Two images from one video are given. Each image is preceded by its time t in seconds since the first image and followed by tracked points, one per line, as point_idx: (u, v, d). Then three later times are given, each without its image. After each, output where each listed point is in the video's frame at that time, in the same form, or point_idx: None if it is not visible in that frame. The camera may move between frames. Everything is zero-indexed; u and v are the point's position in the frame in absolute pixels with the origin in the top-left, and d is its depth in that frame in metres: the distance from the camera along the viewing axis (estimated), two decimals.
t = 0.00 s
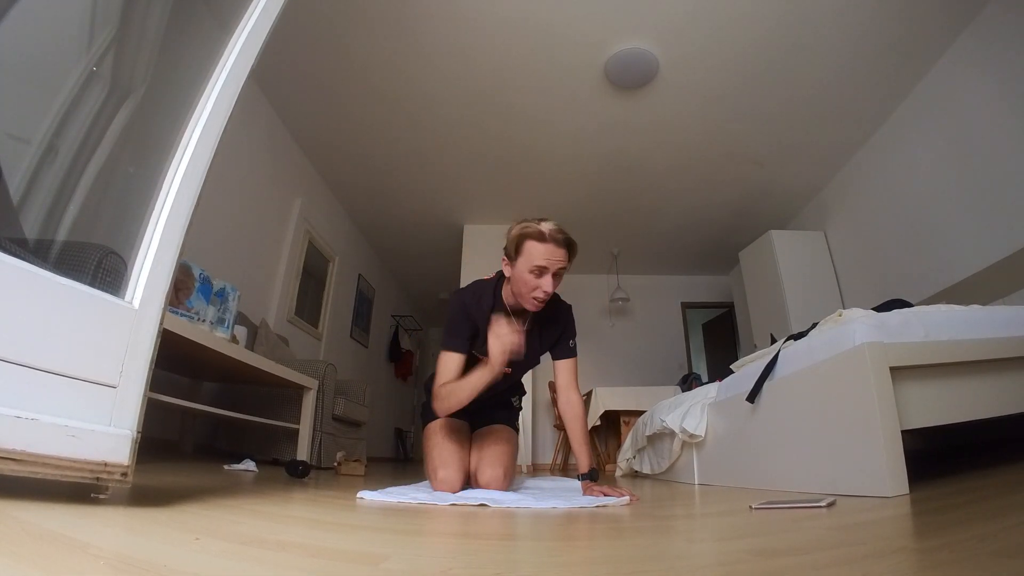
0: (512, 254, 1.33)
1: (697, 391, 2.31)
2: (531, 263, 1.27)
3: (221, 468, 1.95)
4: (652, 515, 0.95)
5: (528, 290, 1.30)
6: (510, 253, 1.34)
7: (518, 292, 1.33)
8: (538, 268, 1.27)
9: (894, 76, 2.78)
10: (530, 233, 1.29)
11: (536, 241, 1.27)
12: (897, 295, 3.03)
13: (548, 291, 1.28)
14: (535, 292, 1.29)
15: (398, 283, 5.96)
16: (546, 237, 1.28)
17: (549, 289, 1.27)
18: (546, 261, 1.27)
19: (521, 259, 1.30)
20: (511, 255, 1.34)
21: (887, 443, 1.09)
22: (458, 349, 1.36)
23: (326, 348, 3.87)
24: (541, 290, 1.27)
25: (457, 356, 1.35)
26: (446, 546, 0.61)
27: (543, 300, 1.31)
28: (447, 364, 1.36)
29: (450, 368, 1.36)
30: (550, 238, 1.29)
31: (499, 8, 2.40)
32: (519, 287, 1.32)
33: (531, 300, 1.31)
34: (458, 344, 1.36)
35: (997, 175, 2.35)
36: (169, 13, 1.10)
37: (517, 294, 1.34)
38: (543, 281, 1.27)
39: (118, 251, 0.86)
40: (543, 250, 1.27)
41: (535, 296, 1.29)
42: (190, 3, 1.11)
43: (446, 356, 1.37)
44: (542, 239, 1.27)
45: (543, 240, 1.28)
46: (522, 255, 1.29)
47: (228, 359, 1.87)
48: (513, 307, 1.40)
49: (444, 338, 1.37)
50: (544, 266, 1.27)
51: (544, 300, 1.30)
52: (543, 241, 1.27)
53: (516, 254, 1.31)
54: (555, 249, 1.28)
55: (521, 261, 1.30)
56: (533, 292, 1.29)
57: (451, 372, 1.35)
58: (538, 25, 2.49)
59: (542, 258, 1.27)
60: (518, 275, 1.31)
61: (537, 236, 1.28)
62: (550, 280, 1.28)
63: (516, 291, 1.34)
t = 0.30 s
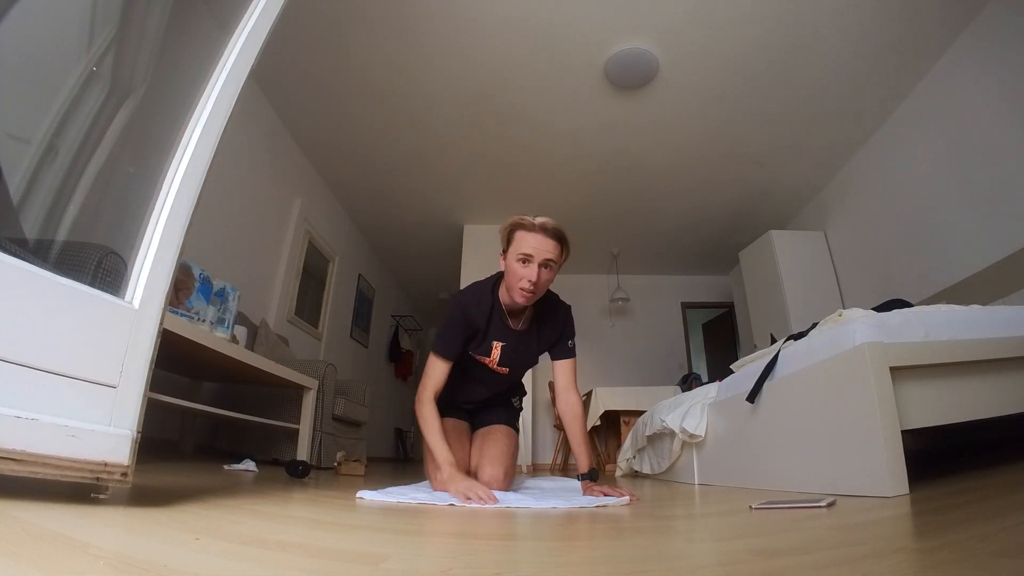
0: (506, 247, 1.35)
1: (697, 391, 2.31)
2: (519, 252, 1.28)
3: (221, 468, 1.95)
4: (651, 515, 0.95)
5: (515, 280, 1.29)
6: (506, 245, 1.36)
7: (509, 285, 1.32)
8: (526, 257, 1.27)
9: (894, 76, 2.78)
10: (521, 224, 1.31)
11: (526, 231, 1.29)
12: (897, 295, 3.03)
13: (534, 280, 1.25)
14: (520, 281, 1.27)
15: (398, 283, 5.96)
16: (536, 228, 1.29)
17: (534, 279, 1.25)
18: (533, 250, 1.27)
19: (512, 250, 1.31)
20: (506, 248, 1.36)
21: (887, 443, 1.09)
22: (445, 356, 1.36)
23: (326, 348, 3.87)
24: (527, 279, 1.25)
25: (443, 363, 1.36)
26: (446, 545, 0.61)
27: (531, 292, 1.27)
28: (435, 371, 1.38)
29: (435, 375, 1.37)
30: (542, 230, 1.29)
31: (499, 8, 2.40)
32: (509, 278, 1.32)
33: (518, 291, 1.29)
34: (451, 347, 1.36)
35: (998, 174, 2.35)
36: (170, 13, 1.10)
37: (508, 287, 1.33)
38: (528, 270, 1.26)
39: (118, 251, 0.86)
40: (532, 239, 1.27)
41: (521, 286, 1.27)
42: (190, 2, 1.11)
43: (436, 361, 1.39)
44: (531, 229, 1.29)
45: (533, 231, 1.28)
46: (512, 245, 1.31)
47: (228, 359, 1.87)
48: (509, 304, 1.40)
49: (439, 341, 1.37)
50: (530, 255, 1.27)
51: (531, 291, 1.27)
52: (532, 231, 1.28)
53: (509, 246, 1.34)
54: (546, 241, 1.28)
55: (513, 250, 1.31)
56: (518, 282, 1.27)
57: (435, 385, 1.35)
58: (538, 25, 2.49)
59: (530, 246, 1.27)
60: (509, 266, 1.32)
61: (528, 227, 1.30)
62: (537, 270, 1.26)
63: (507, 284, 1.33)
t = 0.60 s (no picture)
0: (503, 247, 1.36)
1: (697, 391, 2.31)
2: (515, 251, 1.29)
3: (221, 468, 1.95)
4: (652, 515, 0.95)
5: (512, 280, 1.28)
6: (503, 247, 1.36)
7: (506, 285, 1.32)
8: (523, 257, 1.27)
9: (893, 76, 2.78)
10: (518, 224, 1.31)
11: (523, 230, 1.30)
12: (897, 295, 3.03)
13: (531, 279, 1.25)
14: (518, 281, 1.26)
15: (398, 283, 5.96)
16: (532, 228, 1.29)
17: (531, 278, 1.25)
18: (530, 250, 1.27)
19: (509, 249, 1.32)
20: (504, 249, 1.36)
21: (887, 443, 1.09)
22: (446, 358, 1.36)
23: (326, 348, 3.87)
24: (525, 279, 1.25)
25: (445, 363, 1.35)
26: (447, 545, 0.61)
27: (528, 291, 1.27)
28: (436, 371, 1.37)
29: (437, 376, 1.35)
30: (538, 229, 1.30)
31: (499, 8, 2.40)
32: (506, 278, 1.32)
33: (516, 291, 1.28)
34: (451, 347, 1.36)
35: (998, 174, 2.35)
36: (170, 12, 1.10)
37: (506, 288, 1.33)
38: (525, 269, 1.26)
39: (118, 251, 0.86)
40: (529, 239, 1.28)
41: (519, 286, 1.26)
42: (190, 2, 1.11)
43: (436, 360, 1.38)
44: (528, 228, 1.29)
45: (530, 231, 1.29)
46: (509, 244, 1.31)
47: (228, 359, 1.87)
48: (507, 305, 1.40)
49: (439, 342, 1.37)
50: (527, 254, 1.27)
51: (529, 291, 1.27)
52: (529, 230, 1.29)
53: (506, 246, 1.34)
54: (542, 240, 1.28)
55: (510, 250, 1.32)
56: (516, 282, 1.27)
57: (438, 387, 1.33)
58: (538, 25, 2.49)
59: (527, 247, 1.27)
60: (506, 266, 1.32)
61: (524, 227, 1.30)
62: (534, 269, 1.26)
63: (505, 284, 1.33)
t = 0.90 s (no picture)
0: (524, 255, 1.31)
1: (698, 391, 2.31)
2: (543, 265, 1.24)
3: (221, 468, 1.95)
4: (651, 515, 0.96)
5: (539, 291, 1.27)
6: (524, 255, 1.31)
7: (529, 295, 1.30)
8: (550, 272, 1.24)
9: (893, 76, 2.78)
10: (543, 236, 1.26)
11: (549, 243, 1.25)
12: (897, 295, 3.03)
13: (561, 293, 1.24)
14: (546, 295, 1.26)
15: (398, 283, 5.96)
16: (560, 241, 1.25)
17: (561, 294, 1.24)
18: (558, 265, 1.24)
19: (533, 261, 1.27)
20: (524, 256, 1.31)
21: (887, 443, 1.09)
22: (461, 352, 1.34)
23: (326, 348, 3.87)
24: (554, 295, 1.24)
25: (459, 357, 1.34)
26: (447, 545, 0.61)
27: (553, 304, 1.27)
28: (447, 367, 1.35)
29: (450, 371, 1.33)
30: (565, 242, 1.26)
31: (498, 7, 2.39)
32: (529, 288, 1.29)
33: (542, 303, 1.28)
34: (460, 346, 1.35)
35: (998, 174, 2.35)
36: (170, 12, 1.10)
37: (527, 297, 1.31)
38: (555, 285, 1.24)
39: (118, 251, 0.86)
40: (557, 254, 1.24)
41: (546, 299, 1.26)
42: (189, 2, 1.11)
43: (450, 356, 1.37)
44: (555, 242, 1.25)
45: (558, 244, 1.24)
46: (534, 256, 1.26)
47: (228, 359, 1.87)
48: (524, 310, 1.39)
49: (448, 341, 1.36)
50: (555, 269, 1.24)
51: (555, 304, 1.27)
52: (556, 244, 1.24)
53: (529, 256, 1.29)
54: (569, 254, 1.25)
55: (534, 262, 1.27)
56: (544, 296, 1.26)
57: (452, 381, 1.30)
58: (538, 24, 2.49)
59: (556, 262, 1.23)
60: (528, 277, 1.28)
61: (550, 239, 1.26)
62: (563, 283, 1.25)
63: (526, 293, 1.31)
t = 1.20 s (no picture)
0: (568, 252, 1.26)
1: (698, 392, 2.31)
2: (591, 267, 1.20)
3: (221, 468, 1.95)
4: (651, 515, 0.96)
5: (581, 292, 1.24)
6: (569, 253, 1.25)
7: (569, 294, 1.27)
8: (596, 275, 1.21)
9: (893, 76, 2.79)
10: (595, 237, 1.21)
11: (599, 244, 1.20)
12: (897, 295, 3.03)
13: (604, 296, 1.22)
14: (589, 297, 1.24)
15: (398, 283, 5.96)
16: (609, 243, 1.20)
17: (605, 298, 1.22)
18: (605, 267, 1.20)
19: (578, 260, 1.22)
20: (569, 254, 1.26)
21: (887, 443, 1.09)
22: (525, 343, 1.18)
23: (326, 348, 3.87)
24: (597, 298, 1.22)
25: (526, 349, 1.17)
26: (447, 546, 0.61)
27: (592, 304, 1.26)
28: (511, 359, 1.16)
29: (519, 364, 1.14)
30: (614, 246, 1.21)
31: (498, 7, 2.39)
32: (570, 287, 1.26)
33: (582, 303, 1.26)
34: (522, 336, 1.20)
35: (998, 174, 2.35)
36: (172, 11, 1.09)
37: (566, 296, 1.28)
38: (599, 288, 1.21)
39: (118, 251, 0.86)
40: (607, 257, 1.20)
41: (587, 300, 1.24)
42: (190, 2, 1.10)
43: (509, 348, 1.18)
44: (605, 243, 1.20)
45: (609, 247, 1.20)
46: (580, 256, 1.22)
47: (228, 359, 1.87)
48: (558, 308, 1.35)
49: (507, 331, 1.20)
50: (602, 272, 1.20)
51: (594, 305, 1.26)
52: (606, 246, 1.20)
53: (575, 255, 1.24)
54: (617, 260, 1.21)
55: (580, 263, 1.23)
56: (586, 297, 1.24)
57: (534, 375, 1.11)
58: (537, 24, 2.49)
59: (604, 265, 1.20)
60: (571, 277, 1.24)
61: (601, 240, 1.21)
62: (606, 286, 1.22)
63: (566, 291, 1.28)
